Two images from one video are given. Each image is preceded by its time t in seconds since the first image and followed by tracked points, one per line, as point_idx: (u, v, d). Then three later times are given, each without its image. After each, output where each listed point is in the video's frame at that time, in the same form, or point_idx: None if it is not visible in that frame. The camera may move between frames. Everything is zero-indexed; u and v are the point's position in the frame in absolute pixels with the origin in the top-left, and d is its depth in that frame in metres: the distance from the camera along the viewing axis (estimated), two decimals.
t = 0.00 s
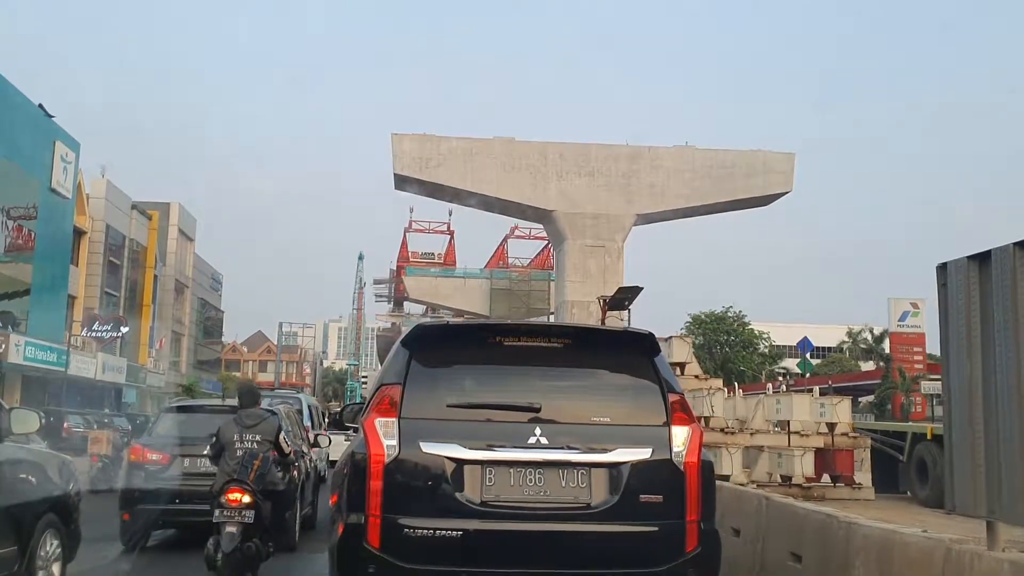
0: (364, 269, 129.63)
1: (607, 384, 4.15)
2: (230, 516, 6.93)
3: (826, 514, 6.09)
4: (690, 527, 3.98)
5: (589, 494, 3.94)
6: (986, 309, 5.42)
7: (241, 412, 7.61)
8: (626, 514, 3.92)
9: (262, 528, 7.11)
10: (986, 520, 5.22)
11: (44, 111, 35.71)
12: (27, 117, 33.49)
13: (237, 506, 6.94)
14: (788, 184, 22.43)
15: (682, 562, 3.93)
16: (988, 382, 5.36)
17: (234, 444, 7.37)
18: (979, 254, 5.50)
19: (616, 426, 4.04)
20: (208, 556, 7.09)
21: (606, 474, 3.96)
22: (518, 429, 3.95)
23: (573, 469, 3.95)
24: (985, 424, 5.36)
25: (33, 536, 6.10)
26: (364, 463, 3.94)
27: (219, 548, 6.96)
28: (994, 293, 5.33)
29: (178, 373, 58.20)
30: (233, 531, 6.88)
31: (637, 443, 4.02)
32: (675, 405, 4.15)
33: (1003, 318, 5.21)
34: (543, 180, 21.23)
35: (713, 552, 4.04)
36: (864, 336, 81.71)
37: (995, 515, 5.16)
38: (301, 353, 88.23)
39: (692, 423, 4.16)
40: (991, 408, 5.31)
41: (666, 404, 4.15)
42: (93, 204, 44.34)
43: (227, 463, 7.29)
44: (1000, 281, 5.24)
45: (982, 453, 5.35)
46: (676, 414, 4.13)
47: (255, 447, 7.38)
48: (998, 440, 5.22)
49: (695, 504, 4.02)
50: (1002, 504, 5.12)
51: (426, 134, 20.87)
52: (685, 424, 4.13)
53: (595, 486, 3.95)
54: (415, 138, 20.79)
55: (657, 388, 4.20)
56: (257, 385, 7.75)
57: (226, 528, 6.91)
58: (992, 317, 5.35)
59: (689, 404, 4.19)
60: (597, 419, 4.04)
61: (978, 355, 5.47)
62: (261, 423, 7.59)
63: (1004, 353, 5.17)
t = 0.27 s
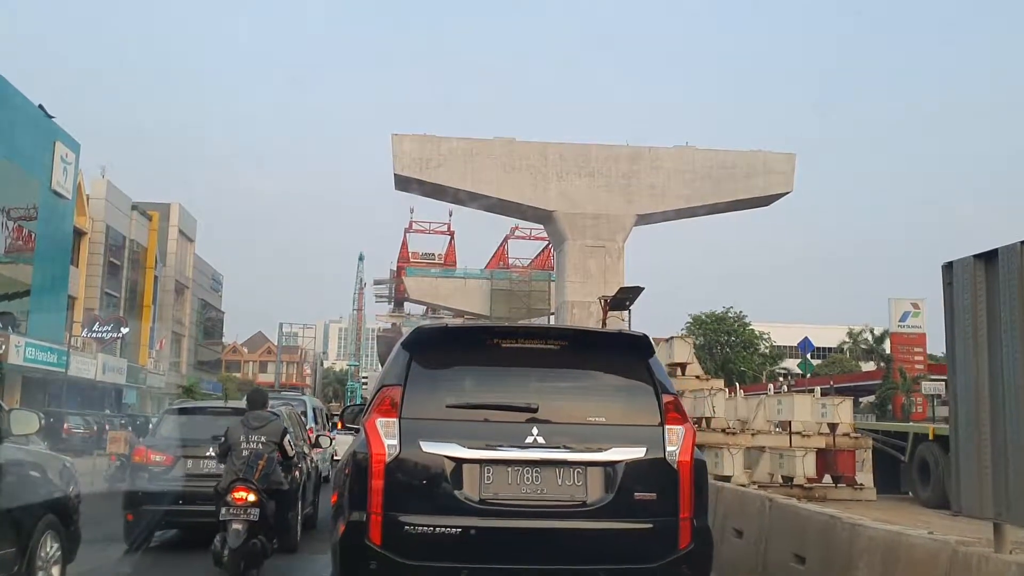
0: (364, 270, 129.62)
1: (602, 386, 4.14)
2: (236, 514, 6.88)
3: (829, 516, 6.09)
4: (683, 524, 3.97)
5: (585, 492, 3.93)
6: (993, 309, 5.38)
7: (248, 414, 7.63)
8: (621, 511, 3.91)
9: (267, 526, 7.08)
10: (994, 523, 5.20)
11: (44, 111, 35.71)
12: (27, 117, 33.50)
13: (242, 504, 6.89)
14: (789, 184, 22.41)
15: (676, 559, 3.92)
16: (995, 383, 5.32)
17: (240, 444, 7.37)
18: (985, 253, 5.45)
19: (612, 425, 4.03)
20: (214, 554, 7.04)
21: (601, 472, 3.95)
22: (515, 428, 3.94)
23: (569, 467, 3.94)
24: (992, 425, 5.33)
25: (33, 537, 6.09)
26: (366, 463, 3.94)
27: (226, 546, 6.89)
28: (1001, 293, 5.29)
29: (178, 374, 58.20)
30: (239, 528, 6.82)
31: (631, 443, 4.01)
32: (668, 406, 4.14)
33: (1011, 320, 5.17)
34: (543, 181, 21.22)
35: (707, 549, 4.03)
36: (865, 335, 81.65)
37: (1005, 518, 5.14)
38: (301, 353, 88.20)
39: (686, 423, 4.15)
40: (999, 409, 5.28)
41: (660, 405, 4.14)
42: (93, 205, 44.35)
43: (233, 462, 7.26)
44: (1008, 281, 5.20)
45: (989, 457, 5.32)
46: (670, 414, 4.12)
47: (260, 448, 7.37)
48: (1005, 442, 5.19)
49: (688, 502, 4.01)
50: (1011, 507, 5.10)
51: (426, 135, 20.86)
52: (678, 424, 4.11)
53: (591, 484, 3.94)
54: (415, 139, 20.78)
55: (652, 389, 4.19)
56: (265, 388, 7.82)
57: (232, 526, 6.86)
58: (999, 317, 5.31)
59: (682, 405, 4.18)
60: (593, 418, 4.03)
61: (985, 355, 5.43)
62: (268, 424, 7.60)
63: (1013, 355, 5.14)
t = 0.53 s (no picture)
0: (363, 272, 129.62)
1: (597, 387, 4.12)
2: (241, 513, 6.88)
3: (833, 518, 6.06)
4: (675, 522, 3.96)
5: (580, 491, 3.92)
6: (1001, 309, 5.36)
7: (252, 417, 7.62)
8: (615, 510, 3.90)
9: (271, 524, 7.09)
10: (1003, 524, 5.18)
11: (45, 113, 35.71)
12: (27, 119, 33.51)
13: (246, 503, 6.90)
14: (790, 185, 22.40)
15: (668, 557, 3.90)
16: (1004, 382, 5.31)
17: (244, 445, 7.36)
18: (994, 252, 5.43)
19: (607, 426, 4.02)
20: (219, 552, 7.01)
21: (597, 472, 3.94)
22: (512, 429, 3.93)
23: (565, 466, 3.92)
24: (998, 425, 5.33)
25: (32, 538, 6.08)
26: (366, 463, 3.92)
27: (230, 543, 6.89)
28: (1011, 294, 5.26)
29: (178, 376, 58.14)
30: (244, 526, 6.82)
31: (626, 442, 4.00)
32: (661, 407, 4.12)
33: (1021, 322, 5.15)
34: (544, 182, 21.21)
35: (699, 547, 4.01)
36: (865, 338, 81.59)
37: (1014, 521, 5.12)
38: (301, 355, 88.20)
39: (679, 424, 4.14)
40: (1008, 411, 5.25)
41: (654, 406, 4.12)
42: (93, 206, 44.36)
43: (238, 462, 7.24)
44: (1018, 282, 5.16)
45: (996, 460, 5.30)
46: (663, 415, 4.11)
47: (264, 449, 7.37)
48: (1013, 442, 5.18)
49: (681, 500, 3.99)
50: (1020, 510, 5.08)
51: (426, 136, 20.85)
52: (670, 424, 4.10)
53: (585, 483, 3.93)
54: (415, 140, 20.77)
55: (645, 391, 4.18)
56: (268, 390, 7.84)
57: (236, 524, 6.86)
58: (1008, 317, 5.28)
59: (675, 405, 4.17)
60: (587, 419, 4.02)
61: (993, 356, 5.40)
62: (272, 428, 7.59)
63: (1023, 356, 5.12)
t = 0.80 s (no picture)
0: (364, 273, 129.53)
1: (593, 390, 4.15)
2: (244, 512, 6.87)
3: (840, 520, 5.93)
4: (669, 521, 3.99)
5: (576, 490, 3.95)
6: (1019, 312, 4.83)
7: (256, 419, 7.56)
8: (611, 509, 3.94)
9: (273, 523, 7.10)
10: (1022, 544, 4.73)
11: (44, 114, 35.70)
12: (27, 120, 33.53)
13: (250, 503, 6.89)
14: (791, 186, 22.36)
15: (663, 555, 3.94)
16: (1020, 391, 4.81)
17: (248, 447, 7.32)
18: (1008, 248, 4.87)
19: (602, 427, 4.05)
20: (223, 551, 7.02)
21: (592, 472, 3.97)
22: (509, 430, 3.96)
23: (562, 467, 3.95)
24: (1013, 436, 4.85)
25: (31, 540, 6.05)
26: (367, 463, 3.94)
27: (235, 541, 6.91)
28: None
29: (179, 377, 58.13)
30: (247, 525, 6.82)
31: (620, 443, 4.03)
32: (655, 409, 4.16)
33: None
34: (545, 183, 21.18)
35: (692, 546, 4.05)
36: (866, 339, 81.54)
37: None
38: (302, 356, 88.10)
39: (672, 425, 4.17)
40: None
41: (647, 408, 4.15)
42: (93, 207, 44.35)
43: (242, 463, 7.20)
44: None
45: (1009, 469, 4.88)
46: (657, 417, 4.14)
47: (268, 450, 7.33)
48: None
49: (673, 499, 4.03)
50: None
51: (427, 137, 20.83)
52: (663, 426, 4.13)
53: (582, 482, 3.96)
54: (416, 141, 20.74)
55: (640, 393, 4.20)
56: (272, 392, 7.79)
57: (240, 524, 6.85)
58: None
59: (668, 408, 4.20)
60: (584, 420, 4.05)
61: (1007, 362, 4.89)
62: (275, 429, 7.54)
63: None
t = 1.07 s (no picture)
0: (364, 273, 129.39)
1: (588, 391, 4.21)
2: (248, 511, 6.87)
3: (849, 524, 5.75)
4: (662, 519, 4.07)
5: (571, 488, 4.03)
6: None
7: (260, 421, 7.52)
8: (605, 508, 4.02)
9: (276, 522, 7.11)
10: None
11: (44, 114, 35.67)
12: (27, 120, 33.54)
13: (254, 501, 6.90)
14: (793, 186, 22.32)
15: (656, 551, 4.03)
16: None
17: (250, 447, 7.29)
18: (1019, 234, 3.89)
19: (597, 427, 4.11)
20: (228, 549, 7.04)
21: (587, 470, 4.05)
22: (506, 430, 4.03)
23: (557, 466, 4.03)
24: None
25: (32, 542, 6.02)
26: (369, 462, 4.01)
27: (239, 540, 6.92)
28: None
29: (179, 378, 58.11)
30: (250, 524, 6.80)
31: (614, 442, 4.10)
32: (649, 409, 4.22)
33: None
34: (546, 183, 21.11)
35: (684, 542, 4.14)
36: (867, 339, 81.42)
37: None
38: (302, 356, 87.96)
39: (665, 424, 4.23)
40: None
41: (641, 408, 4.21)
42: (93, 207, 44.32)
43: (245, 464, 7.18)
44: None
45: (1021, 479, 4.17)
46: (651, 417, 4.20)
47: (270, 451, 7.30)
48: None
49: (667, 498, 4.11)
50: None
51: (428, 137, 20.80)
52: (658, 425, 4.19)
53: (577, 481, 4.04)
54: (417, 141, 20.71)
55: (634, 394, 4.26)
56: (274, 395, 7.77)
57: (244, 522, 6.84)
58: None
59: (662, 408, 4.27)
60: (579, 421, 4.11)
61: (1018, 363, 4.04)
62: (278, 430, 7.51)
63: None
